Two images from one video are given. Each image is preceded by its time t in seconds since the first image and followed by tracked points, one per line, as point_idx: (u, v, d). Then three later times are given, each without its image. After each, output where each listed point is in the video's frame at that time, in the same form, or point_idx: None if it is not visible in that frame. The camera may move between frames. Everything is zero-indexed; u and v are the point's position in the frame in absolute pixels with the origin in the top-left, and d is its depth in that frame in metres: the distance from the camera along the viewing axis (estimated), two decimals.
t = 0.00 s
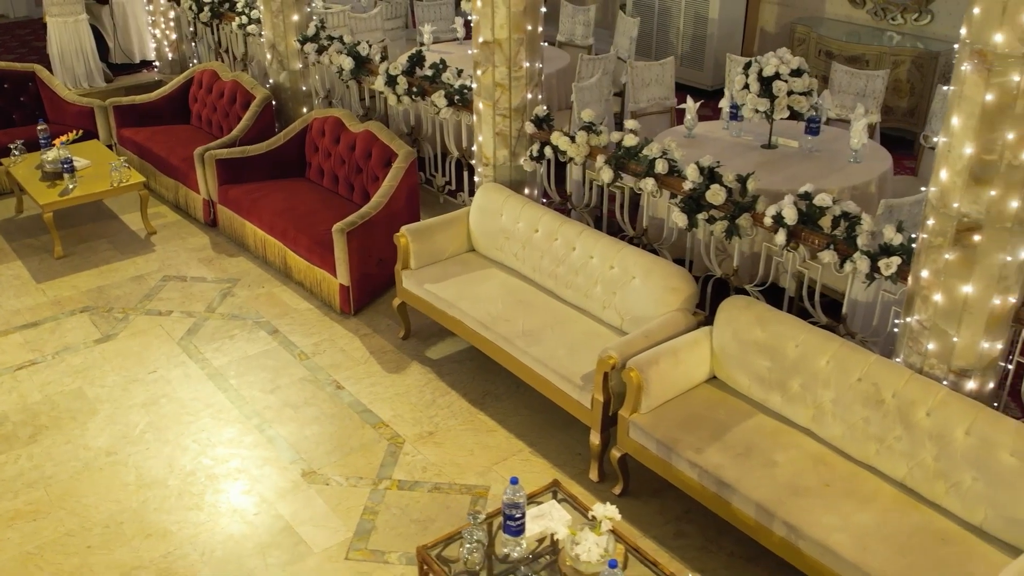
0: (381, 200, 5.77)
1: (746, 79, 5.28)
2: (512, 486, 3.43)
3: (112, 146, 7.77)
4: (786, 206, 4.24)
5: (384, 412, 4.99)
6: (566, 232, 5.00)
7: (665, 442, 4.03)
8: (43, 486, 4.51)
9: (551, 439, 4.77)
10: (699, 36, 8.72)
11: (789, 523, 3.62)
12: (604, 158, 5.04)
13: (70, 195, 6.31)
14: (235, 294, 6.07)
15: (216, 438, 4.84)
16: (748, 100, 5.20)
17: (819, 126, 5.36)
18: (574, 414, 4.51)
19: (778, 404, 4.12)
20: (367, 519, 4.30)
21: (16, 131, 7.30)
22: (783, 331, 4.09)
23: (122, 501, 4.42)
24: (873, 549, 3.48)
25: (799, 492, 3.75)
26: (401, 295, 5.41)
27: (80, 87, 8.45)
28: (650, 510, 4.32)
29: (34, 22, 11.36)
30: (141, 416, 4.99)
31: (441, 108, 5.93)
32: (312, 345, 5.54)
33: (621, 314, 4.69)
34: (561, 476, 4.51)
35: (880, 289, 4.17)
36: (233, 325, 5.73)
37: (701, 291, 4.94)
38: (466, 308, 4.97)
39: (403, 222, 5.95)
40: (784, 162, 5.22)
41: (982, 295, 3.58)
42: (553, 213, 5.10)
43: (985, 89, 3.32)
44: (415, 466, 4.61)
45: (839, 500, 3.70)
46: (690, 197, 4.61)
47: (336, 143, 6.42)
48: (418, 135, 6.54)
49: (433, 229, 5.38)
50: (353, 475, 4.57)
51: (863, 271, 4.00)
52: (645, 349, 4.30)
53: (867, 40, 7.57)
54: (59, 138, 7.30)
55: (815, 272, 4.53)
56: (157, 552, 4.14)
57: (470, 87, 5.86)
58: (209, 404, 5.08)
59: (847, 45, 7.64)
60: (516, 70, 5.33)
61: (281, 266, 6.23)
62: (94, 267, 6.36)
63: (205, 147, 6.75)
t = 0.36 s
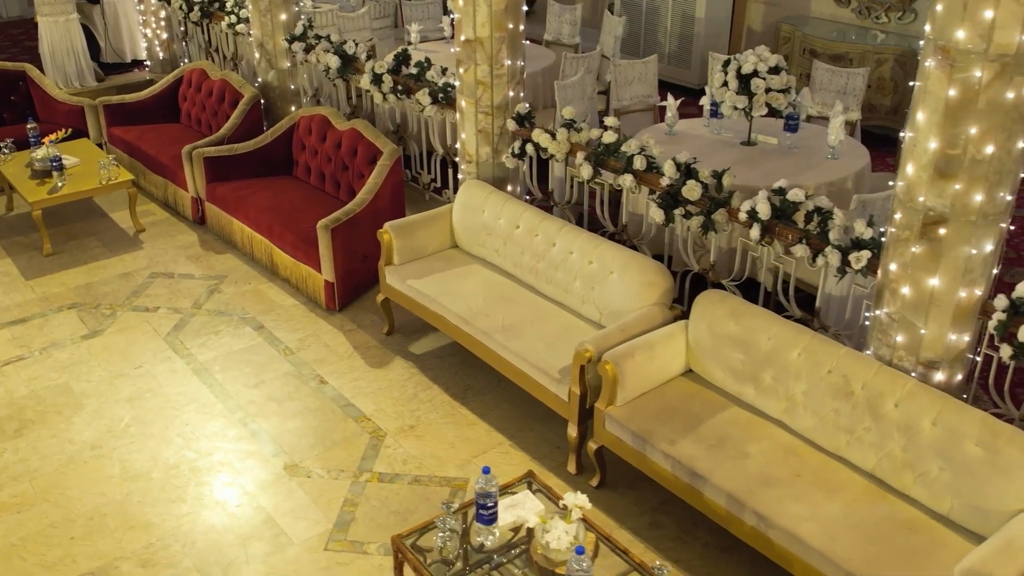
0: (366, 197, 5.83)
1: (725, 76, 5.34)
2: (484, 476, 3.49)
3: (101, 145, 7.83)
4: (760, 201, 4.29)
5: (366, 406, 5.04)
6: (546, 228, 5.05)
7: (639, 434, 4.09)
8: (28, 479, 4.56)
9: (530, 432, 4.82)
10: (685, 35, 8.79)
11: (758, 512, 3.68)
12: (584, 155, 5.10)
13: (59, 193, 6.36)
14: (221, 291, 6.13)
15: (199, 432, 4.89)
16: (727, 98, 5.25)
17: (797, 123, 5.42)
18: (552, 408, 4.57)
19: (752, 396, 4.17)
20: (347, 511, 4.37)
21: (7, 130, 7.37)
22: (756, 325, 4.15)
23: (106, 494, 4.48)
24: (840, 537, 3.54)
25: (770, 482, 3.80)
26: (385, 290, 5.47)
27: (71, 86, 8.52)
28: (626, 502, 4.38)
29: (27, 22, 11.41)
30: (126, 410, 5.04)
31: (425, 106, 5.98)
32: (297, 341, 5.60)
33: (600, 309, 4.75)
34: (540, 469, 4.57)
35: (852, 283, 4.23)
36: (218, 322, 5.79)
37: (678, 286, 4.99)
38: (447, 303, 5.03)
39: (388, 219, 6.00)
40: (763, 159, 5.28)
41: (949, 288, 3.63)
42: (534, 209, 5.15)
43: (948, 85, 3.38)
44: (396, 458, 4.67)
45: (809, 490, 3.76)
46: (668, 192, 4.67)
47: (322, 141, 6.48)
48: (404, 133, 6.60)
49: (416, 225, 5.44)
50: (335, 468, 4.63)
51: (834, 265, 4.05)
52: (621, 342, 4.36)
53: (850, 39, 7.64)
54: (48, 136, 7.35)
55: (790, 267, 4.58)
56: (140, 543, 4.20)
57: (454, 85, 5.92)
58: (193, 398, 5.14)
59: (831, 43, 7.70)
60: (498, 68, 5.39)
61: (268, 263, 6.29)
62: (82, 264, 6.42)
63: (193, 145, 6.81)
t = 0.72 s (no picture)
0: (350, 193, 5.89)
1: (703, 74, 5.41)
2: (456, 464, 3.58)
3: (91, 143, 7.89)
4: (732, 196, 4.36)
5: (347, 399, 5.11)
6: (525, 224, 5.12)
7: (613, 425, 4.16)
8: (11, 471, 4.63)
9: (508, 425, 4.89)
10: (672, 34, 8.88)
11: (726, 501, 3.74)
12: (563, 151, 5.16)
13: (47, 190, 6.43)
14: (207, 286, 6.19)
15: (182, 425, 4.95)
16: (704, 94, 5.32)
17: (774, 120, 5.49)
18: (529, 400, 4.64)
19: (723, 387, 4.24)
20: (325, 502, 4.43)
21: None
22: (728, 317, 4.21)
23: (88, 485, 4.54)
24: (805, 524, 3.60)
25: (738, 471, 3.87)
26: (367, 286, 5.53)
27: (62, 85, 8.59)
28: (601, 492, 4.44)
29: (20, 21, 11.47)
30: (110, 404, 5.11)
31: (409, 103, 6.04)
32: (281, 336, 5.66)
33: (577, 302, 4.81)
34: (517, 460, 4.63)
35: (822, 276, 4.29)
36: (203, 317, 5.86)
37: (655, 281, 5.05)
38: (427, 297, 5.10)
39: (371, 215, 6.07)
40: (740, 155, 5.34)
41: (913, 280, 3.69)
42: (514, 205, 5.22)
43: (909, 79, 3.44)
44: (375, 450, 4.73)
45: (777, 480, 3.82)
46: (644, 187, 4.74)
47: (308, 138, 6.55)
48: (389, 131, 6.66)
49: (397, 221, 5.50)
50: (315, 459, 4.69)
51: (803, 258, 4.11)
52: (596, 335, 4.42)
53: (834, 37, 7.72)
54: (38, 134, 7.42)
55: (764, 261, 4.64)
56: (121, 533, 4.26)
57: (436, 83, 5.98)
58: (176, 392, 5.20)
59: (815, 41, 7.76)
60: (478, 66, 5.45)
61: (254, 259, 6.36)
62: (70, 260, 6.48)
63: (181, 143, 6.87)
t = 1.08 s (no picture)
0: (335, 190, 5.95)
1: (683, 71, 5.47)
2: (430, 453, 3.64)
3: (83, 141, 7.95)
4: (708, 191, 4.41)
5: (331, 393, 5.17)
6: (506, 219, 5.18)
7: (589, 416, 4.21)
8: None
9: (489, 418, 4.94)
10: (660, 33, 8.94)
11: (698, 491, 3.79)
12: (544, 147, 5.22)
13: (37, 187, 6.49)
14: (195, 283, 6.25)
15: (167, 419, 5.01)
16: (684, 91, 5.37)
17: (754, 117, 5.54)
18: (508, 393, 4.70)
19: (698, 379, 4.29)
20: (307, 493, 4.49)
21: None
22: (702, 310, 4.27)
23: (73, 477, 4.59)
24: (774, 513, 3.66)
25: (711, 462, 3.92)
26: (352, 281, 5.59)
27: (54, 84, 8.66)
28: (578, 484, 4.50)
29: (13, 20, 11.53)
30: (96, 398, 5.16)
31: (394, 101, 6.10)
32: (267, 331, 5.72)
33: (556, 297, 4.87)
34: (497, 452, 4.69)
35: (796, 269, 4.35)
36: (191, 312, 5.92)
37: (634, 276, 5.11)
38: (409, 292, 5.16)
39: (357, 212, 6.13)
40: (720, 151, 5.40)
41: (882, 272, 3.75)
42: (496, 201, 5.28)
43: (875, 75, 3.50)
44: (357, 443, 4.79)
45: (748, 470, 3.87)
46: (622, 183, 4.80)
47: (295, 136, 6.61)
48: (376, 129, 6.72)
49: (381, 217, 5.56)
50: (298, 452, 4.75)
51: (776, 251, 4.17)
52: (574, 329, 4.48)
53: (820, 36, 7.75)
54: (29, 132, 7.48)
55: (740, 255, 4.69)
56: (104, 524, 4.32)
57: (421, 80, 6.04)
58: (163, 386, 5.25)
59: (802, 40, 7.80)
60: (461, 64, 5.52)
61: (242, 256, 6.42)
62: (60, 257, 6.54)
63: (170, 140, 6.93)
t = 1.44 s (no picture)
0: (320, 186, 6.01)
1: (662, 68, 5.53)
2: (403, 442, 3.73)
3: (73, 139, 8.02)
4: (682, 185, 4.47)
5: (313, 386, 5.23)
6: (486, 215, 5.24)
7: (563, 408, 4.28)
8: None
9: (468, 411, 5.01)
10: (647, 31, 9.00)
11: (668, 480, 3.85)
12: (524, 144, 5.28)
13: (25, 184, 6.55)
14: (182, 278, 6.31)
15: (151, 412, 5.07)
16: (663, 88, 5.44)
17: (733, 113, 5.61)
18: (487, 386, 4.76)
19: (671, 371, 4.35)
20: (287, 484, 4.56)
21: None
22: (676, 303, 4.33)
23: (57, 468, 4.66)
24: (742, 501, 3.72)
25: (682, 452, 3.98)
26: (336, 277, 5.65)
27: (46, 83, 8.74)
28: (555, 475, 4.56)
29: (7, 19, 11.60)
30: (81, 391, 5.22)
31: (378, 98, 6.17)
32: (252, 326, 5.79)
33: (535, 291, 4.93)
34: (475, 444, 4.76)
35: (768, 263, 4.41)
36: (177, 308, 5.98)
37: (613, 270, 5.17)
38: (391, 287, 5.22)
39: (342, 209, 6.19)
40: (698, 148, 5.46)
41: (849, 265, 3.81)
42: (476, 197, 5.34)
43: (840, 70, 3.56)
44: (338, 435, 4.86)
45: (718, 459, 3.94)
46: (600, 178, 4.86)
47: (282, 133, 6.67)
48: (362, 126, 6.78)
49: (364, 213, 5.62)
50: (279, 444, 4.81)
51: (748, 245, 4.22)
52: (550, 322, 4.54)
53: (804, 34, 7.80)
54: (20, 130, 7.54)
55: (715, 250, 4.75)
56: (86, 514, 4.38)
57: (405, 78, 6.11)
58: (147, 380, 5.32)
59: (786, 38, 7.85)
60: (443, 61, 5.58)
61: (228, 252, 6.48)
62: (49, 253, 6.61)
63: (158, 138, 6.99)
